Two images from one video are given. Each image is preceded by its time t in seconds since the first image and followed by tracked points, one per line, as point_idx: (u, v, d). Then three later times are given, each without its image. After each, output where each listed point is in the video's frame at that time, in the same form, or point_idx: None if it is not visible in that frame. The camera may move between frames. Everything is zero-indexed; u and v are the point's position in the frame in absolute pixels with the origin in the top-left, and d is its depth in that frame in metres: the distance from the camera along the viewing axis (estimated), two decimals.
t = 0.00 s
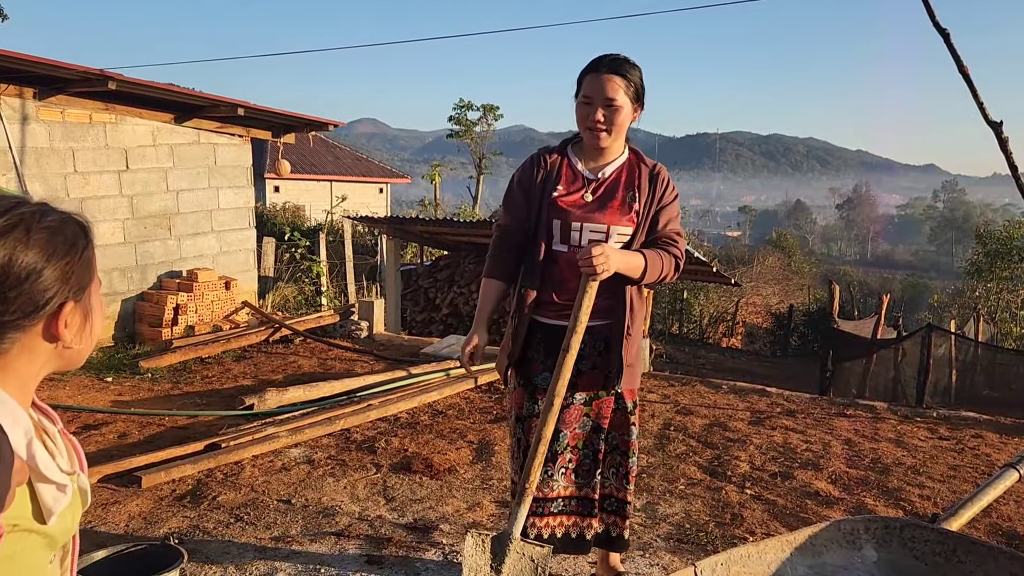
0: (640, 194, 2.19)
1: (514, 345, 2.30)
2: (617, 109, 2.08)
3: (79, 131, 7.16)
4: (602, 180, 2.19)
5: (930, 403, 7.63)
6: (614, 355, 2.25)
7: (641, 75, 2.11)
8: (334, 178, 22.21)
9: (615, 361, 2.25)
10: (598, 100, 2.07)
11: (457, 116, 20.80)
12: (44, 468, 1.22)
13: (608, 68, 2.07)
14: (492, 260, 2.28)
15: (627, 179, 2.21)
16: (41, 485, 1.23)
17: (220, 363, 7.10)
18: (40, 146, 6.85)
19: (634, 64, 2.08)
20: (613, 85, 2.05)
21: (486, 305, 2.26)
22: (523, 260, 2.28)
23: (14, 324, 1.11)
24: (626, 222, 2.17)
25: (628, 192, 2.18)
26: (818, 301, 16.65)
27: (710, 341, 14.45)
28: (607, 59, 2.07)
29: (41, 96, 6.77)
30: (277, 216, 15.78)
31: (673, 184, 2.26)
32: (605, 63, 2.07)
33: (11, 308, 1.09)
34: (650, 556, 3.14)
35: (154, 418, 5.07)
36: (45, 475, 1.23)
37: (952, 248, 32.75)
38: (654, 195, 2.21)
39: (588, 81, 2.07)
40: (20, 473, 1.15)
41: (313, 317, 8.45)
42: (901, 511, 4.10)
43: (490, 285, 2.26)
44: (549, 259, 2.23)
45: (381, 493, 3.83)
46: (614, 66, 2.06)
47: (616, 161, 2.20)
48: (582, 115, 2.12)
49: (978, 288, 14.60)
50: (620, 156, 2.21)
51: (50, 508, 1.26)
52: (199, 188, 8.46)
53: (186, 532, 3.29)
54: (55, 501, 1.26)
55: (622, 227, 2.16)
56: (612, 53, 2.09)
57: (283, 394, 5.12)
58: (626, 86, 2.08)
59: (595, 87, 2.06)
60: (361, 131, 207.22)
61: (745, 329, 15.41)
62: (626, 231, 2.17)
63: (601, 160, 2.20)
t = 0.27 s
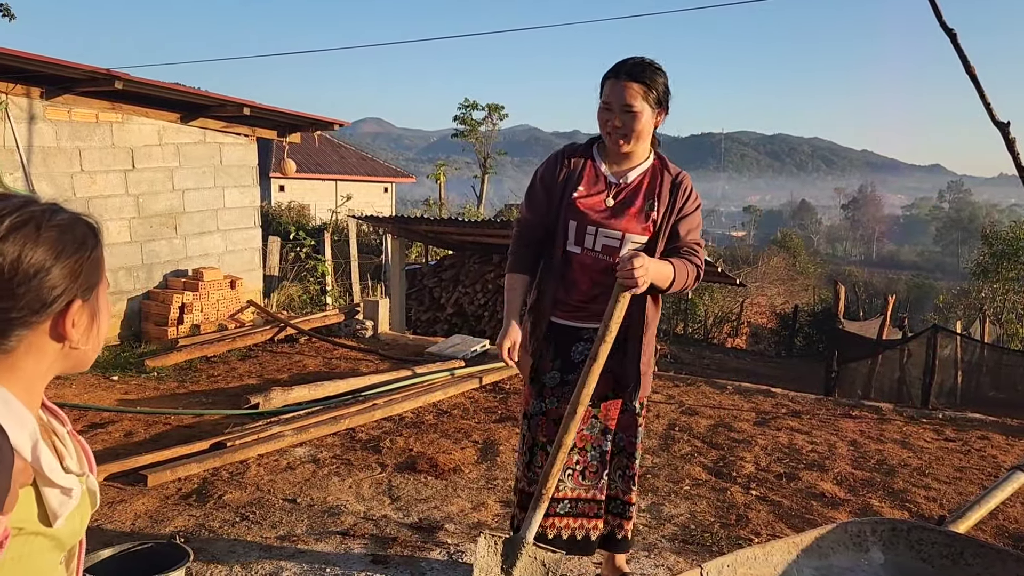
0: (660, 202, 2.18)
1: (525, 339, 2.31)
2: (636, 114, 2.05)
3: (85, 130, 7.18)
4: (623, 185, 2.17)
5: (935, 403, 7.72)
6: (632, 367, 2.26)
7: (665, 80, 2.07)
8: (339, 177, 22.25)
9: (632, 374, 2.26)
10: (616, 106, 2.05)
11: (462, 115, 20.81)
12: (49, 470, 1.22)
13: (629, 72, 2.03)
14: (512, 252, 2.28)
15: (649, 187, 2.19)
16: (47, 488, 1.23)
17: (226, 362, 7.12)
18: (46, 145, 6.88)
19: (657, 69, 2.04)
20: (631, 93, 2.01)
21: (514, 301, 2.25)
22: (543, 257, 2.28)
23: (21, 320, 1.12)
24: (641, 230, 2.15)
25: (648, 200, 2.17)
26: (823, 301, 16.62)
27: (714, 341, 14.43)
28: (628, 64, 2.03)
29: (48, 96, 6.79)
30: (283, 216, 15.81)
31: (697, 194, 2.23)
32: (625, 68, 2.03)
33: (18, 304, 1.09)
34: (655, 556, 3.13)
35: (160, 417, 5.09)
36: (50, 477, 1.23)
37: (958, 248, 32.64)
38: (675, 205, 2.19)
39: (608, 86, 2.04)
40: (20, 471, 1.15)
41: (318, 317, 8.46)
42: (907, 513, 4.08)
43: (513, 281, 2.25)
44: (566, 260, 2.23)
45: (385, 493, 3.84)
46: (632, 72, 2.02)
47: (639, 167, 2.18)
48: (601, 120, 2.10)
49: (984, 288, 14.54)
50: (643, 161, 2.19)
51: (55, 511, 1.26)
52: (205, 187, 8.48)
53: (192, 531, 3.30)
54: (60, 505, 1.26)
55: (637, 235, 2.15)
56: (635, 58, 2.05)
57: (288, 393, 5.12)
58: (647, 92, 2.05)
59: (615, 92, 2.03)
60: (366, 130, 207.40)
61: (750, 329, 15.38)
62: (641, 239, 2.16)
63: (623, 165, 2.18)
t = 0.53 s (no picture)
0: (672, 207, 2.18)
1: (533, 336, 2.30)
2: (652, 119, 2.07)
3: (92, 129, 7.20)
4: (636, 188, 2.18)
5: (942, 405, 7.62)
6: (666, 374, 2.23)
7: (689, 91, 2.09)
8: (344, 177, 22.28)
9: (664, 381, 2.23)
10: (633, 108, 2.07)
11: (468, 115, 20.81)
12: (66, 473, 1.24)
13: (655, 77, 2.06)
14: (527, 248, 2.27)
15: (661, 191, 2.19)
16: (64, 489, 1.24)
17: (231, 360, 7.14)
18: (54, 144, 6.90)
19: (684, 79, 2.07)
20: (650, 96, 2.05)
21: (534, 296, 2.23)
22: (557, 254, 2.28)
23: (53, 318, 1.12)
24: (649, 232, 2.16)
25: (657, 203, 2.17)
26: (829, 302, 16.57)
27: (720, 341, 14.40)
28: (657, 70, 2.07)
29: (55, 95, 6.82)
30: (288, 215, 15.84)
31: (712, 202, 2.23)
32: (653, 73, 2.07)
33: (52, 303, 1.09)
34: (661, 557, 3.13)
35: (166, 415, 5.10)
36: (67, 480, 1.24)
37: (964, 249, 32.53)
38: (688, 211, 2.18)
39: (633, 87, 2.08)
40: (38, 471, 1.16)
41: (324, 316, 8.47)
42: (913, 514, 4.07)
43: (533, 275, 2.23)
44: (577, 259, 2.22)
45: (391, 492, 3.84)
46: (660, 77, 2.06)
47: (651, 169, 2.19)
48: (618, 119, 2.12)
49: (991, 289, 14.48)
50: (655, 167, 2.20)
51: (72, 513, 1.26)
52: (211, 186, 8.50)
53: (198, 529, 3.31)
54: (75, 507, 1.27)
55: (645, 238, 2.16)
56: (663, 65, 2.08)
57: (294, 392, 5.13)
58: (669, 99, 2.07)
59: (638, 94, 2.06)
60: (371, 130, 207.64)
61: (755, 329, 15.36)
62: (649, 243, 2.17)
63: (636, 168, 2.19)
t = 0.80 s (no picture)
0: (681, 209, 2.19)
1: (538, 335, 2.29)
2: (659, 121, 2.08)
3: (101, 129, 7.23)
4: (645, 190, 2.19)
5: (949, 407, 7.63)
6: (697, 377, 2.27)
7: (696, 94, 2.10)
8: (351, 177, 22.32)
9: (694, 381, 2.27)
10: (641, 110, 2.09)
11: (474, 115, 20.81)
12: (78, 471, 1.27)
13: (662, 80, 2.08)
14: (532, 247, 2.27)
15: (670, 193, 2.20)
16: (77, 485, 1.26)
17: (239, 360, 7.16)
18: (63, 144, 6.93)
19: (691, 82, 2.08)
20: (658, 99, 2.06)
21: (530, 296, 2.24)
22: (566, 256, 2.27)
23: (72, 314, 1.14)
24: (659, 234, 2.16)
25: (667, 205, 2.18)
26: (836, 303, 16.52)
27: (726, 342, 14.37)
28: (666, 72, 2.08)
29: (64, 95, 6.85)
30: (295, 215, 15.88)
31: (720, 205, 2.24)
32: (662, 75, 2.08)
33: (69, 299, 1.12)
34: (668, 558, 3.12)
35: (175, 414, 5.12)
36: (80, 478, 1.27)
37: (972, 250, 32.39)
38: (697, 214, 2.20)
39: (640, 89, 2.09)
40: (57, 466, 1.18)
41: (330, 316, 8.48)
42: (921, 517, 4.05)
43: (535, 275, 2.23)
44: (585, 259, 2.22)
45: (398, 492, 3.84)
46: (669, 79, 2.07)
47: (658, 172, 2.20)
48: (626, 121, 2.14)
49: (1000, 291, 14.41)
50: (662, 169, 2.20)
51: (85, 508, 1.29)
52: (219, 186, 8.53)
53: (206, 527, 3.32)
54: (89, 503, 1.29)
55: (655, 239, 2.16)
56: (671, 68, 2.10)
57: (301, 391, 5.14)
58: (676, 102, 2.08)
59: (645, 97, 2.07)
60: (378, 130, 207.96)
61: (762, 331, 15.31)
62: (659, 245, 2.17)
63: (643, 171, 2.20)
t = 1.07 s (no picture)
0: (678, 209, 2.20)
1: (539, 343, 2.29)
2: (654, 123, 2.07)
3: (110, 130, 7.26)
4: (641, 193, 2.19)
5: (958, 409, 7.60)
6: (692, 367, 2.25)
7: (688, 93, 2.10)
8: (358, 177, 22.37)
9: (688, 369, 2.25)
10: (637, 112, 2.07)
11: (481, 116, 20.83)
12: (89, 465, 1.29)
13: (654, 80, 2.06)
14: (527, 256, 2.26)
15: (665, 194, 2.21)
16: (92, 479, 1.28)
17: (246, 360, 7.19)
18: (72, 144, 6.97)
19: (683, 81, 2.08)
20: (652, 101, 2.05)
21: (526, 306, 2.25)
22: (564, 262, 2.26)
23: (80, 309, 1.15)
24: (659, 236, 2.17)
25: (663, 207, 2.19)
26: (844, 304, 16.47)
27: (733, 343, 14.34)
28: (657, 72, 2.07)
29: (74, 96, 6.88)
30: (303, 215, 15.94)
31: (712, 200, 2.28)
32: (654, 76, 2.07)
33: (79, 294, 1.14)
34: (675, 559, 3.12)
35: (183, 414, 5.15)
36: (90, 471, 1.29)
37: (981, 251, 32.23)
38: (692, 212, 2.24)
39: (633, 90, 2.07)
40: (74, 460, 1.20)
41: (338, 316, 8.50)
42: (930, 519, 4.03)
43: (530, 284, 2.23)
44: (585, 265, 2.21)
45: (405, 492, 3.84)
46: (661, 80, 2.06)
47: (653, 173, 2.20)
48: (619, 123, 2.12)
49: (1009, 292, 14.33)
50: (655, 170, 2.21)
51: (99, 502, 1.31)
52: (227, 186, 8.56)
53: (215, 527, 3.33)
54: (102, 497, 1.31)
55: (655, 241, 2.17)
56: (660, 68, 2.09)
57: (309, 391, 5.16)
58: (669, 102, 2.08)
59: (639, 98, 2.06)
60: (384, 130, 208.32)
61: (769, 332, 15.28)
62: (659, 246, 2.18)
63: (638, 173, 2.19)
